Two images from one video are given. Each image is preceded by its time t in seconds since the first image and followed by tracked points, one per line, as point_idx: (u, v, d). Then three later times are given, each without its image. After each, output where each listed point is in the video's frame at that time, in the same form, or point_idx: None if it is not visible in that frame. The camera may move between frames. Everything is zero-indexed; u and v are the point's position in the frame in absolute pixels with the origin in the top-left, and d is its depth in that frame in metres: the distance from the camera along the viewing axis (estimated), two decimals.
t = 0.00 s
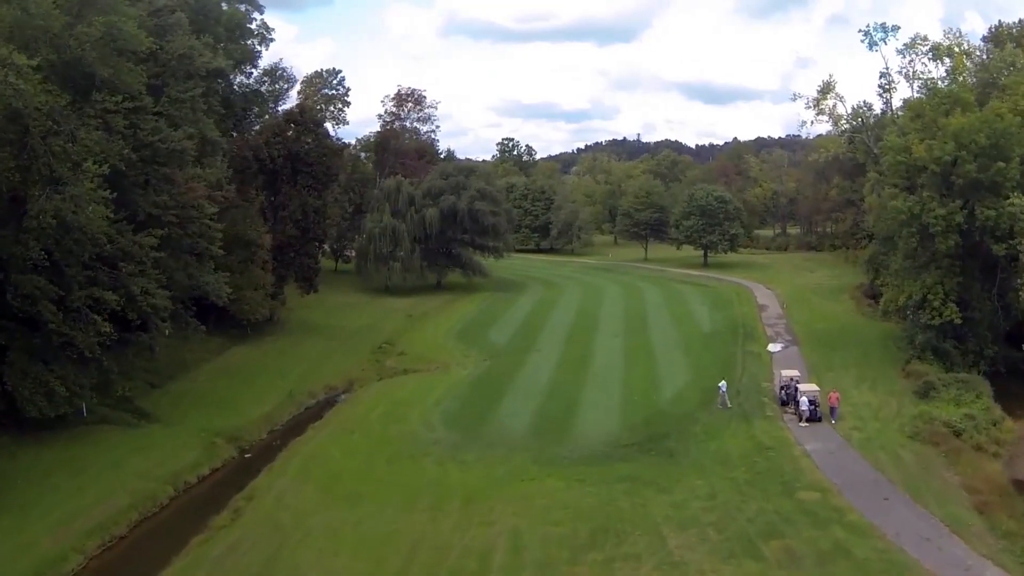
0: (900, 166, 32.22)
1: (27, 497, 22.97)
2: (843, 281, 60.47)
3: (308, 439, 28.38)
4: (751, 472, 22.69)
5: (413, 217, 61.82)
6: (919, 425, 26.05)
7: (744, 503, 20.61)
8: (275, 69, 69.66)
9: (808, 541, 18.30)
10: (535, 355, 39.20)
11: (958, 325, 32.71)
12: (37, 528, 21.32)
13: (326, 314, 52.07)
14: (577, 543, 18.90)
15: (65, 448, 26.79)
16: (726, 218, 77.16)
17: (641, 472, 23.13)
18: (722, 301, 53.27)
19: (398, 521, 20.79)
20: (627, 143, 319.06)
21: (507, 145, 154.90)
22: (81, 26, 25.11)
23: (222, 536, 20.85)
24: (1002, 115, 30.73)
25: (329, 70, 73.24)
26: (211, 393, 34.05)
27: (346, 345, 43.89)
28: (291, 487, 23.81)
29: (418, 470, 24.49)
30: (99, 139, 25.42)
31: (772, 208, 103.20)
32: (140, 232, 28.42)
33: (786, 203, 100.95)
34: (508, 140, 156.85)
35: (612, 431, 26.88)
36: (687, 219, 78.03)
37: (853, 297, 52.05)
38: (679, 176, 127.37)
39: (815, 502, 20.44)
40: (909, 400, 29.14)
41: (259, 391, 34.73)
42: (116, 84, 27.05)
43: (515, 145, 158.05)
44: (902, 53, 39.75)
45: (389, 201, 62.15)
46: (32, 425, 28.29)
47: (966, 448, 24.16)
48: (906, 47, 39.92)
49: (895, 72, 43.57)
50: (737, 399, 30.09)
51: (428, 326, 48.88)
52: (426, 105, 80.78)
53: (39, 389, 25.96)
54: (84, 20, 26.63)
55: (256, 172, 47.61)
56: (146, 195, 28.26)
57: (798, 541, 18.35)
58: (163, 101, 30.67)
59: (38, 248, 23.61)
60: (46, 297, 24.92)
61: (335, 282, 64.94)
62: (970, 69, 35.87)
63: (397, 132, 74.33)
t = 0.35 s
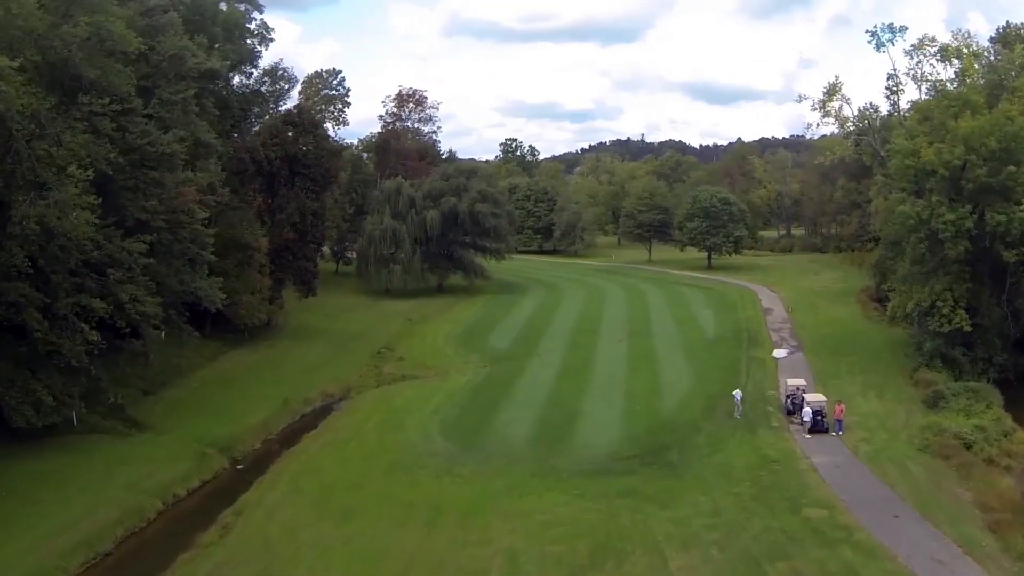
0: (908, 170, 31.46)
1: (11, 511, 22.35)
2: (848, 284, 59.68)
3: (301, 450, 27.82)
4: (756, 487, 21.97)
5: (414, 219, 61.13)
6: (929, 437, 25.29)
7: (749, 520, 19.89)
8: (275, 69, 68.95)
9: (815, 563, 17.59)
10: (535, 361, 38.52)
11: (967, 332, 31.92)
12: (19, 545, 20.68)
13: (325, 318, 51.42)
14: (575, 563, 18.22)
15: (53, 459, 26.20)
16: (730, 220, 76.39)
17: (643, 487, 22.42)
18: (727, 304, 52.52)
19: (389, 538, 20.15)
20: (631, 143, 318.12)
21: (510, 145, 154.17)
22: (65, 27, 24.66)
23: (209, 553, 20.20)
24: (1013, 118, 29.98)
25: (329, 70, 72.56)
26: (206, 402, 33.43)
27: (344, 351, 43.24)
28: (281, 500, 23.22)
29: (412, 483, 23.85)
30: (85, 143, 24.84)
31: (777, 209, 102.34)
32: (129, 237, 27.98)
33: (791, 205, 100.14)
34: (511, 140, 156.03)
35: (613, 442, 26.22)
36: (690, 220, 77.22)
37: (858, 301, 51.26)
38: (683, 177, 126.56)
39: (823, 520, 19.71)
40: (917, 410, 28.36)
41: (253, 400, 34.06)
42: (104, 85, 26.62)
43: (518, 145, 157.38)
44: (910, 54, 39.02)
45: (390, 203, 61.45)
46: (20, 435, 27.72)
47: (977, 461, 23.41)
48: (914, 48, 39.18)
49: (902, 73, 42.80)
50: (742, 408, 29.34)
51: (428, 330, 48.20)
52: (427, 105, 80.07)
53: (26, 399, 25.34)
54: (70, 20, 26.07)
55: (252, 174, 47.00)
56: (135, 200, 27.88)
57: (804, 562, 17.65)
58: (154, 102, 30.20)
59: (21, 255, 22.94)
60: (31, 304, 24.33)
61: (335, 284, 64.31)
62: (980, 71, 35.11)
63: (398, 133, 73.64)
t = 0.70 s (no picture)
0: (917, 174, 30.73)
1: None
2: (854, 287, 58.90)
3: (292, 464, 27.86)
4: (760, 503, 21.34)
5: (414, 221, 60.50)
6: (937, 449, 24.58)
7: (751, 538, 19.26)
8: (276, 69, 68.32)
9: None
10: (535, 367, 37.98)
11: (976, 339, 31.19)
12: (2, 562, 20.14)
13: (324, 322, 50.89)
14: None
15: (41, 473, 25.90)
16: (734, 222, 75.66)
17: (643, 502, 21.83)
18: (731, 308, 51.80)
19: (380, 556, 19.68)
20: (635, 143, 317.02)
21: (513, 146, 153.54)
22: (53, 28, 24.21)
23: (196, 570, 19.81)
24: None
25: (330, 71, 71.92)
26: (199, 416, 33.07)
27: (342, 357, 42.69)
28: (272, 516, 22.78)
29: (405, 497, 23.39)
30: (72, 147, 24.31)
31: (782, 210, 101.48)
32: (118, 244, 27.69)
33: (796, 206, 99.31)
34: (515, 140, 155.36)
35: (612, 453, 25.69)
36: (694, 222, 76.46)
37: (864, 305, 50.49)
38: (687, 177, 125.77)
39: (829, 538, 19.04)
40: (925, 420, 27.64)
41: (248, 414, 33.48)
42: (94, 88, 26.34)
43: (522, 146, 156.82)
44: (919, 55, 38.30)
45: (390, 205, 60.84)
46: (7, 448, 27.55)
47: (988, 475, 22.69)
48: (922, 49, 38.45)
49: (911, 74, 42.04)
50: (746, 418, 28.67)
51: (428, 334, 47.61)
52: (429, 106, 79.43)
53: (13, 410, 24.74)
54: (58, 20, 25.62)
55: (250, 177, 46.58)
56: (125, 205, 27.63)
57: None
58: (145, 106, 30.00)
59: (6, 263, 22.25)
60: (17, 313, 23.82)
61: (335, 287, 63.81)
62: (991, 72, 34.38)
63: (400, 134, 73.06)
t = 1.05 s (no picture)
0: (927, 178, 30.05)
1: None
2: (860, 290, 58.20)
3: (288, 475, 27.36)
4: (766, 519, 20.71)
5: (415, 223, 59.90)
6: (948, 462, 23.91)
7: (758, 557, 18.63)
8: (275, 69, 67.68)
9: None
10: (536, 373, 37.41)
11: (987, 346, 30.50)
12: None
13: (323, 326, 50.30)
14: None
15: (30, 486, 25.44)
16: (738, 223, 74.98)
17: (645, 518, 21.23)
18: (735, 311, 51.14)
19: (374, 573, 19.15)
20: (638, 142, 316.18)
21: (516, 145, 152.85)
22: (40, 29, 23.59)
23: None
24: None
25: (330, 71, 71.25)
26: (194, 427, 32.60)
27: (340, 362, 42.10)
28: (264, 530, 22.29)
29: (400, 510, 22.88)
30: (59, 152, 23.81)
31: (786, 211, 100.77)
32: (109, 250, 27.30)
33: (800, 207, 98.55)
34: (518, 139, 154.71)
35: (614, 464, 25.13)
36: (698, 223, 75.77)
37: (870, 308, 49.77)
38: (690, 177, 125.07)
39: (838, 557, 18.40)
40: (935, 430, 26.96)
41: (243, 425, 32.82)
42: (82, 91, 25.99)
43: (525, 145, 156.20)
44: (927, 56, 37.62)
45: (390, 206, 60.21)
46: None
47: (1001, 490, 22.01)
48: (931, 50, 37.82)
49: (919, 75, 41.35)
50: (751, 428, 28.03)
51: (428, 338, 47.00)
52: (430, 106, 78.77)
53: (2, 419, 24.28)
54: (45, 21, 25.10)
55: (248, 179, 46.11)
56: (115, 210, 27.28)
57: None
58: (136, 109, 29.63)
59: None
60: (4, 322, 23.35)
61: (336, 289, 63.25)
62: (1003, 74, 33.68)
63: (401, 134, 72.43)
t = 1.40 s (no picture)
0: (927, 182, 29.50)
1: None
2: (856, 292, 57.68)
3: (272, 489, 26.71)
4: (764, 535, 20.11)
5: (407, 225, 59.20)
6: (950, 473, 23.33)
7: None
8: (266, 70, 66.87)
9: None
10: (529, 379, 36.78)
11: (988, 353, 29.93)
12: None
13: (313, 331, 49.58)
14: None
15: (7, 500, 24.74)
16: (733, 225, 74.43)
17: (638, 534, 20.63)
18: (731, 315, 50.56)
19: None
20: (633, 142, 315.73)
21: (509, 145, 152.07)
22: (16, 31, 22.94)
23: None
24: None
25: (321, 71, 70.38)
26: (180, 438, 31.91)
27: (329, 368, 41.41)
28: (246, 546, 21.66)
29: (388, 525, 22.25)
30: (36, 158, 23.15)
31: (782, 212, 100.27)
32: (89, 257, 26.63)
33: (796, 207, 98.05)
34: (512, 140, 154.02)
35: (607, 477, 24.53)
36: (693, 225, 75.21)
37: (867, 311, 49.20)
38: (685, 177, 124.54)
39: None
40: (936, 439, 26.37)
41: (229, 435, 32.09)
42: (62, 94, 25.30)
43: (519, 146, 155.54)
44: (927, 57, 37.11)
45: (382, 208, 59.47)
46: None
47: (1005, 503, 21.44)
48: (931, 50, 37.77)
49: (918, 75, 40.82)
50: (747, 437, 27.43)
51: (420, 343, 46.33)
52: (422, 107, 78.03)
53: None
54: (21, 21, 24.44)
55: (237, 182, 45.43)
56: (95, 216, 26.59)
57: None
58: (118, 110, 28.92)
59: None
60: None
61: (327, 292, 62.53)
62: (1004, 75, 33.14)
63: (393, 135, 71.67)
